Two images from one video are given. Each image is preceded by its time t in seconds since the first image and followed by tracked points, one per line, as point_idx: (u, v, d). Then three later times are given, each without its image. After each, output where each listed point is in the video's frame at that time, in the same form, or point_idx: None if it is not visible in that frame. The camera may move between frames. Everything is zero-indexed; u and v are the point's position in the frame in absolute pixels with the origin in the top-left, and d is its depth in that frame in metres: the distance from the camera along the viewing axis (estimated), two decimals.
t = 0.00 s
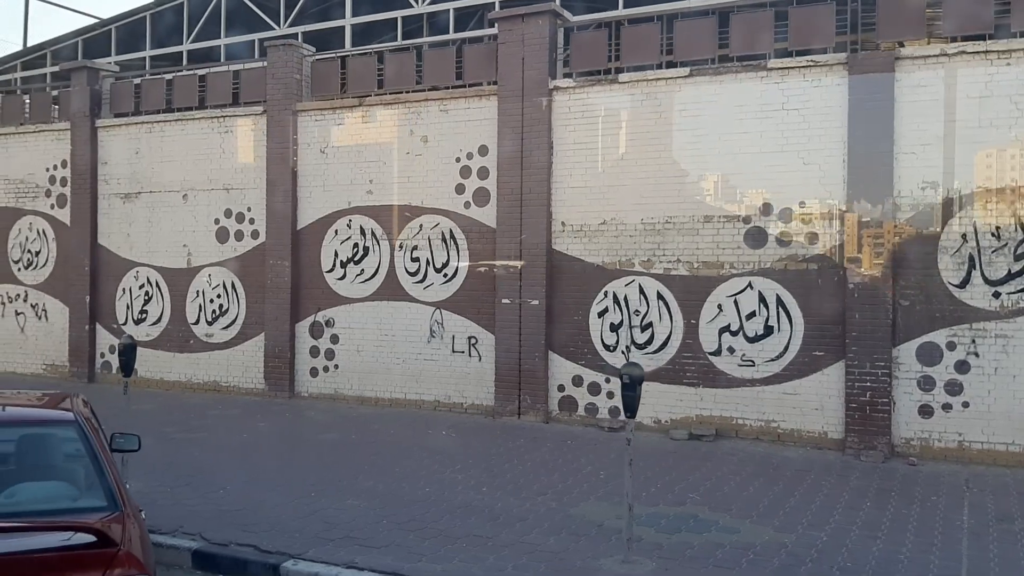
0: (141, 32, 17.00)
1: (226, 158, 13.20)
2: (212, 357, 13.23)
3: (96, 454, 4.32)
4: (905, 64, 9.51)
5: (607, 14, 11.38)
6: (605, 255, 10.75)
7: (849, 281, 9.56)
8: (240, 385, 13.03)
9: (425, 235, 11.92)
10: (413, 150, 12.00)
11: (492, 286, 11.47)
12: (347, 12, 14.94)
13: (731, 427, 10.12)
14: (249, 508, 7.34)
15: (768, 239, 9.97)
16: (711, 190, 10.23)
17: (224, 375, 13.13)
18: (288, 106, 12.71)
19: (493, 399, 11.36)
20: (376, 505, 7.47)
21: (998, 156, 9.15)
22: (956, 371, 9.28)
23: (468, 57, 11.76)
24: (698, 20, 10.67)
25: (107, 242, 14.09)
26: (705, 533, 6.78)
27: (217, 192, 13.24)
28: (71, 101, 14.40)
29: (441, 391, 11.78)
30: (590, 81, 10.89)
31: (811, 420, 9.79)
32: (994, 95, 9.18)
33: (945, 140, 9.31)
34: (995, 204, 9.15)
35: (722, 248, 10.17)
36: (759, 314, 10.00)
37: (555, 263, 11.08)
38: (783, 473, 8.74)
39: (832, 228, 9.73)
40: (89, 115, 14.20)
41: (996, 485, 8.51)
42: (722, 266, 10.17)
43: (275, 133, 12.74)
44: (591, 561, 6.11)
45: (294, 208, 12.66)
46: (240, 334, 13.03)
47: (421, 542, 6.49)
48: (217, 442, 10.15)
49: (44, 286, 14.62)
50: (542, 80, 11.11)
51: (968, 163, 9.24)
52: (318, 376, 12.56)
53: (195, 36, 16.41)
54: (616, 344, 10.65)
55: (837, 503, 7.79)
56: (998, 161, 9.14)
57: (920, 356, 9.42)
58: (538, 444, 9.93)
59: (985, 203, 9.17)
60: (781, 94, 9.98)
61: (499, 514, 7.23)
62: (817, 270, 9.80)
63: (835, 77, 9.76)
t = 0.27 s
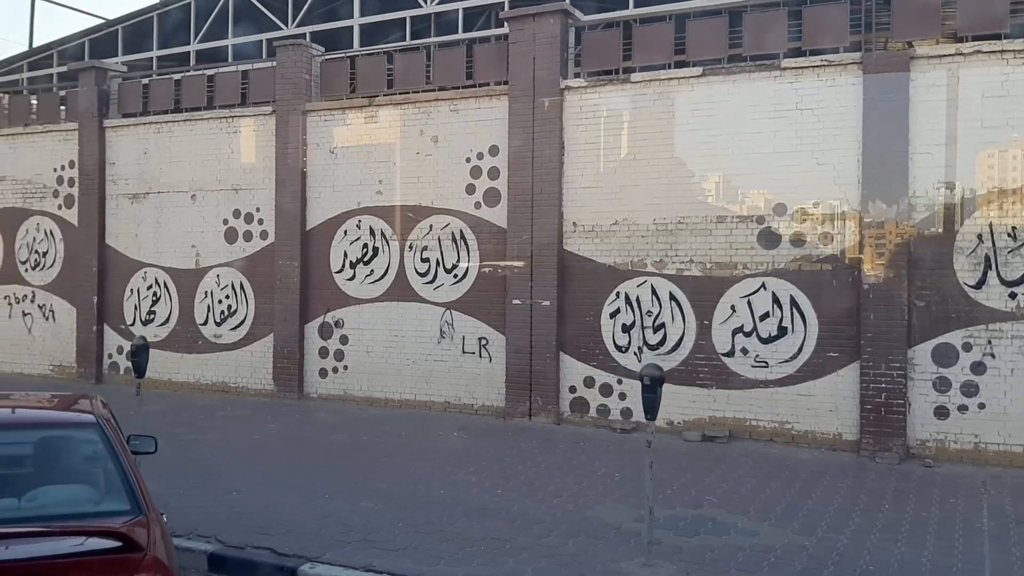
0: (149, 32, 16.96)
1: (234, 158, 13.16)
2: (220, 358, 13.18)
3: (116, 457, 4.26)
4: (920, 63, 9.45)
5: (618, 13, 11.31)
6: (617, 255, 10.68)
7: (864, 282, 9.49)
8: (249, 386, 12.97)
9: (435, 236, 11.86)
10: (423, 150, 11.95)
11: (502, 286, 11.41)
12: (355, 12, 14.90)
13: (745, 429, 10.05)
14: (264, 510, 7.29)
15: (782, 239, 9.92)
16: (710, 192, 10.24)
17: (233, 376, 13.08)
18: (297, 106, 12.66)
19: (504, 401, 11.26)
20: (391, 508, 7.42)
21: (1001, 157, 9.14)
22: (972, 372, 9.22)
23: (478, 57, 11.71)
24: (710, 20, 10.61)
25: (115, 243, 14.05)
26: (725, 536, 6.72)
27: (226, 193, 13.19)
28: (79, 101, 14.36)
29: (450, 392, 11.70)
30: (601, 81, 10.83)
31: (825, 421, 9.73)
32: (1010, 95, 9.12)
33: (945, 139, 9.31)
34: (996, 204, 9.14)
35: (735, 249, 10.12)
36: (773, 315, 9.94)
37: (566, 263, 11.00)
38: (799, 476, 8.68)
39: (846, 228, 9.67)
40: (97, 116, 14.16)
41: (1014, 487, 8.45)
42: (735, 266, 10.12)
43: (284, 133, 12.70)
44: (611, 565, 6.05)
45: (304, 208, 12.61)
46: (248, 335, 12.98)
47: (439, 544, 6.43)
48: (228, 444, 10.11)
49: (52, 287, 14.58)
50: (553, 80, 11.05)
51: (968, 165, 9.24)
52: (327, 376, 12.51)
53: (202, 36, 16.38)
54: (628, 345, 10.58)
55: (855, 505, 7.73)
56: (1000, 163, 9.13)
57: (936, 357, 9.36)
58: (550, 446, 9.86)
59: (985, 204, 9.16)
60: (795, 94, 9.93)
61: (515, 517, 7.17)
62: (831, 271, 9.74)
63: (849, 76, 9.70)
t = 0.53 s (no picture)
0: (154, 31, 16.90)
1: (241, 157, 13.09)
2: (227, 358, 13.11)
3: (138, 460, 4.20)
4: (934, 63, 9.39)
5: (629, 12, 11.25)
6: (628, 255, 10.61)
7: (878, 282, 9.43)
8: (256, 387, 12.91)
9: (444, 236, 11.78)
10: (432, 150, 11.87)
11: (512, 287, 11.31)
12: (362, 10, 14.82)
13: (757, 430, 10.00)
14: (277, 512, 7.23)
15: (795, 239, 9.86)
16: (711, 191, 10.23)
17: (240, 376, 13.01)
18: (305, 105, 12.59)
19: (513, 401, 11.17)
20: (406, 510, 7.35)
21: (999, 156, 9.13)
22: (986, 373, 9.16)
23: (487, 56, 11.64)
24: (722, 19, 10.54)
25: (120, 242, 13.97)
26: (744, 539, 6.66)
27: (233, 192, 13.13)
28: (84, 100, 14.28)
29: (459, 393, 11.61)
30: (612, 80, 10.76)
31: (838, 422, 9.67)
32: None
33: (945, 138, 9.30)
34: (996, 200, 9.12)
35: (747, 249, 10.06)
36: (785, 316, 9.89)
37: (576, 264, 10.92)
38: (813, 477, 8.62)
39: (860, 229, 9.62)
40: (102, 114, 14.08)
41: None
42: (748, 267, 10.06)
43: (292, 132, 12.63)
44: (631, 568, 5.99)
45: (311, 208, 12.54)
46: (255, 335, 12.91)
47: (456, 547, 6.37)
48: (236, 444, 10.03)
49: (57, 287, 14.50)
50: (564, 78, 10.98)
51: (967, 162, 9.23)
52: (335, 377, 12.43)
53: (208, 34, 16.30)
54: (639, 346, 10.51)
55: (872, 507, 7.67)
56: (999, 162, 9.13)
57: (950, 358, 9.30)
58: (562, 447, 9.79)
59: (985, 203, 9.15)
60: (808, 93, 9.86)
61: (531, 519, 7.11)
62: (844, 272, 9.68)
63: (863, 76, 9.64)
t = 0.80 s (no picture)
0: (160, 31, 16.83)
1: (250, 157, 13.01)
2: (234, 358, 13.04)
3: (164, 464, 4.14)
4: (950, 62, 9.33)
5: (641, 11, 11.17)
6: (641, 256, 10.53)
7: (894, 283, 9.37)
8: (264, 388, 12.83)
9: (454, 236, 11.64)
10: (442, 149, 11.76)
11: (523, 288, 11.18)
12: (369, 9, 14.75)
13: (771, 432, 9.93)
14: (292, 515, 7.15)
15: (810, 240, 9.80)
16: (710, 190, 10.24)
17: (247, 377, 12.93)
18: (314, 105, 12.52)
19: (524, 403, 11.06)
20: (422, 513, 7.28)
21: (998, 155, 9.14)
22: (1003, 374, 9.10)
23: (498, 55, 11.57)
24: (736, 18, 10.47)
25: (127, 242, 13.90)
26: (765, 543, 6.60)
27: (240, 192, 13.06)
28: (91, 99, 14.20)
29: (469, 394, 11.48)
30: (624, 79, 10.69)
31: (854, 424, 9.61)
32: None
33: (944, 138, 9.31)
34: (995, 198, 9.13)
35: (762, 250, 10.00)
36: (800, 317, 9.82)
37: (588, 264, 10.83)
38: (831, 480, 8.56)
39: (875, 229, 9.56)
40: (108, 114, 14.00)
41: None
42: (762, 267, 9.99)
43: (301, 132, 12.55)
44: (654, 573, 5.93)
45: (320, 208, 12.47)
46: (263, 336, 12.84)
47: (476, 551, 6.30)
48: (246, 446, 9.95)
49: (63, 287, 14.41)
50: (575, 78, 10.91)
51: (967, 159, 9.24)
52: (344, 378, 12.34)
53: (214, 34, 16.22)
54: (652, 347, 10.44)
55: (892, 510, 7.61)
56: (997, 161, 9.13)
57: (967, 359, 9.23)
58: (575, 449, 9.71)
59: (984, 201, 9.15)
60: (823, 92, 9.80)
61: (549, 522, 7.04)
62: (859, 273, 9.62)
63: (878, 75, 9.58)
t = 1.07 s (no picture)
0: (169, 29, 16.76)
1: (261, 156, 12.94)
2: (246, 358, 12.97)
3: (197, 469, 4.07)
4: (972, 61, 9.24)
5: (658, 9, 11.09)
6: (657, 256, 10.45)
7: (914, 284, 9.29)
8: (275, 388, 12.76)
9: (467, 235, 11.54)
10: (455, 148, 11.64)
11: (538, 288, 11.07)
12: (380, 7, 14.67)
13: (790, 433, 9.85)
14: (313, 517, 7.09)
15: (829, 240, 9.72)
16: (710, 187, 10.22)
17: (259, 377, 12.87)
18: (326, 104, 12.44)
19: (539, 403, 10.97)
20: (444, 515, 7.20)
21: (998, 152, 9.13)
22: None
23: (513, 53, 11.48)
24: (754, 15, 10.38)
25: (137, 242, 13.83)
26: (793, 546, 6.52)
27: (252, 191, 12.99)
28: (101, 97, 14.13)
29: (482, 395, 11.39)
30: (641, 77, 10.60)
31: (873, 426, 9.53)
32: None
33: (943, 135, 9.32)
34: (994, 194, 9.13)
35: (780, 250, 9.92)
36: (819, 317, 9.74)
37: (603, 264, 10.74)
38: (852, 482, 8.48)
39: (895, 229, 9.48)
40: (118, 112, 13.93)
41: None
42: (780, 268, 9.91)
43: (313, 130, 12.48)
44: None
45: (332, 207, 12.39)
46: (275, 336, 12.77)
47: (502, 555, 6.23)
48: (261, 447, 9.88)
49: (72, 286, 14.34)
50: (591, 76, 10.82)
51: (965, 154, 9.22)
52: (356, 378, 12.26)
53: (223, 32, 16.15)
54: (669, 348, 10.36)
55: (917, 513, 7.53)
56: (997, 158, 9.12)
57: (988, 360, 9.14)
58: (592, 450, 9.64)
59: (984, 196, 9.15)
60: (843, 91, 9.72)
61: (573, 525, 6.97)
62: (879, 273, 9.54)
63: (899, 74, 9.50)
